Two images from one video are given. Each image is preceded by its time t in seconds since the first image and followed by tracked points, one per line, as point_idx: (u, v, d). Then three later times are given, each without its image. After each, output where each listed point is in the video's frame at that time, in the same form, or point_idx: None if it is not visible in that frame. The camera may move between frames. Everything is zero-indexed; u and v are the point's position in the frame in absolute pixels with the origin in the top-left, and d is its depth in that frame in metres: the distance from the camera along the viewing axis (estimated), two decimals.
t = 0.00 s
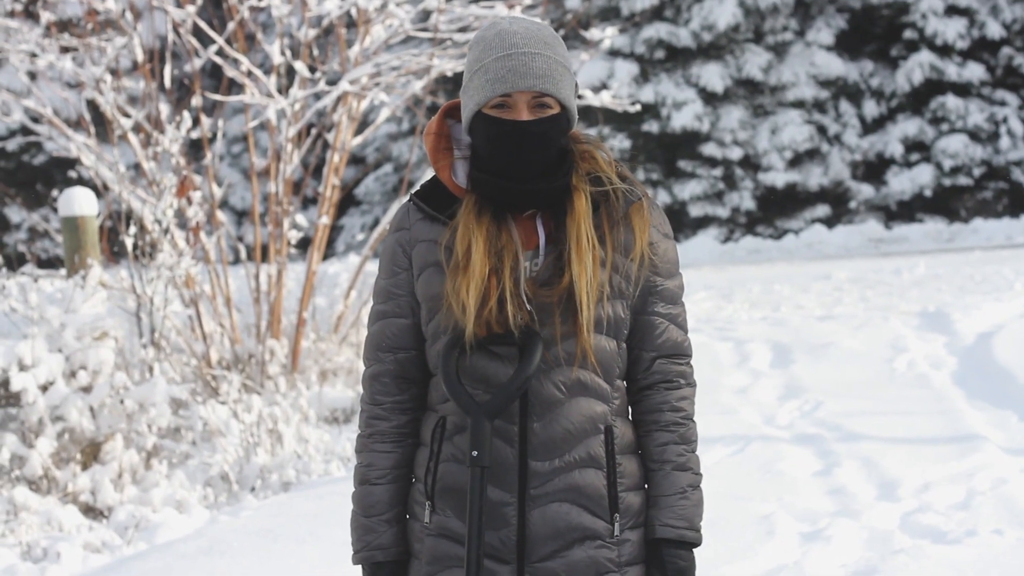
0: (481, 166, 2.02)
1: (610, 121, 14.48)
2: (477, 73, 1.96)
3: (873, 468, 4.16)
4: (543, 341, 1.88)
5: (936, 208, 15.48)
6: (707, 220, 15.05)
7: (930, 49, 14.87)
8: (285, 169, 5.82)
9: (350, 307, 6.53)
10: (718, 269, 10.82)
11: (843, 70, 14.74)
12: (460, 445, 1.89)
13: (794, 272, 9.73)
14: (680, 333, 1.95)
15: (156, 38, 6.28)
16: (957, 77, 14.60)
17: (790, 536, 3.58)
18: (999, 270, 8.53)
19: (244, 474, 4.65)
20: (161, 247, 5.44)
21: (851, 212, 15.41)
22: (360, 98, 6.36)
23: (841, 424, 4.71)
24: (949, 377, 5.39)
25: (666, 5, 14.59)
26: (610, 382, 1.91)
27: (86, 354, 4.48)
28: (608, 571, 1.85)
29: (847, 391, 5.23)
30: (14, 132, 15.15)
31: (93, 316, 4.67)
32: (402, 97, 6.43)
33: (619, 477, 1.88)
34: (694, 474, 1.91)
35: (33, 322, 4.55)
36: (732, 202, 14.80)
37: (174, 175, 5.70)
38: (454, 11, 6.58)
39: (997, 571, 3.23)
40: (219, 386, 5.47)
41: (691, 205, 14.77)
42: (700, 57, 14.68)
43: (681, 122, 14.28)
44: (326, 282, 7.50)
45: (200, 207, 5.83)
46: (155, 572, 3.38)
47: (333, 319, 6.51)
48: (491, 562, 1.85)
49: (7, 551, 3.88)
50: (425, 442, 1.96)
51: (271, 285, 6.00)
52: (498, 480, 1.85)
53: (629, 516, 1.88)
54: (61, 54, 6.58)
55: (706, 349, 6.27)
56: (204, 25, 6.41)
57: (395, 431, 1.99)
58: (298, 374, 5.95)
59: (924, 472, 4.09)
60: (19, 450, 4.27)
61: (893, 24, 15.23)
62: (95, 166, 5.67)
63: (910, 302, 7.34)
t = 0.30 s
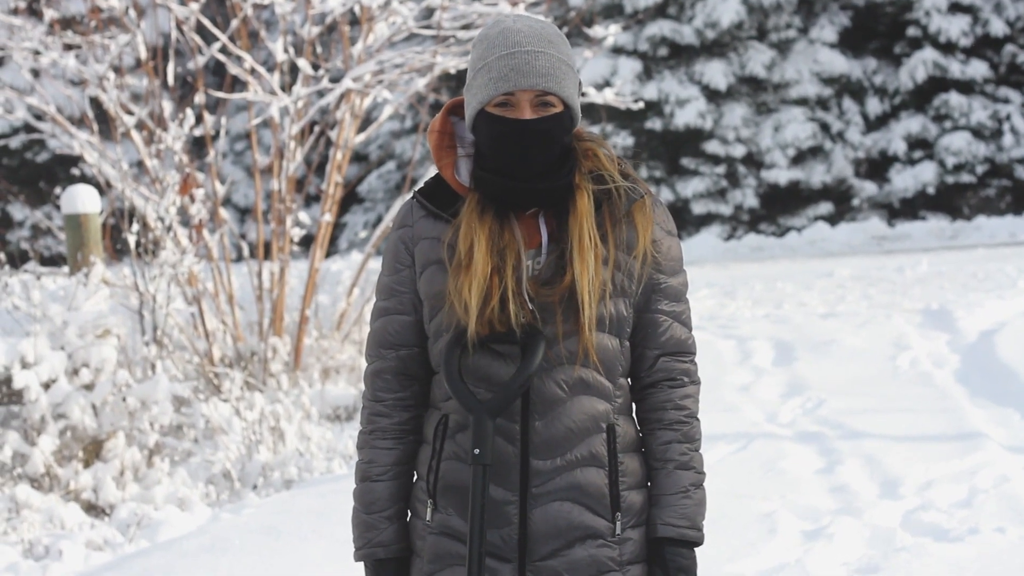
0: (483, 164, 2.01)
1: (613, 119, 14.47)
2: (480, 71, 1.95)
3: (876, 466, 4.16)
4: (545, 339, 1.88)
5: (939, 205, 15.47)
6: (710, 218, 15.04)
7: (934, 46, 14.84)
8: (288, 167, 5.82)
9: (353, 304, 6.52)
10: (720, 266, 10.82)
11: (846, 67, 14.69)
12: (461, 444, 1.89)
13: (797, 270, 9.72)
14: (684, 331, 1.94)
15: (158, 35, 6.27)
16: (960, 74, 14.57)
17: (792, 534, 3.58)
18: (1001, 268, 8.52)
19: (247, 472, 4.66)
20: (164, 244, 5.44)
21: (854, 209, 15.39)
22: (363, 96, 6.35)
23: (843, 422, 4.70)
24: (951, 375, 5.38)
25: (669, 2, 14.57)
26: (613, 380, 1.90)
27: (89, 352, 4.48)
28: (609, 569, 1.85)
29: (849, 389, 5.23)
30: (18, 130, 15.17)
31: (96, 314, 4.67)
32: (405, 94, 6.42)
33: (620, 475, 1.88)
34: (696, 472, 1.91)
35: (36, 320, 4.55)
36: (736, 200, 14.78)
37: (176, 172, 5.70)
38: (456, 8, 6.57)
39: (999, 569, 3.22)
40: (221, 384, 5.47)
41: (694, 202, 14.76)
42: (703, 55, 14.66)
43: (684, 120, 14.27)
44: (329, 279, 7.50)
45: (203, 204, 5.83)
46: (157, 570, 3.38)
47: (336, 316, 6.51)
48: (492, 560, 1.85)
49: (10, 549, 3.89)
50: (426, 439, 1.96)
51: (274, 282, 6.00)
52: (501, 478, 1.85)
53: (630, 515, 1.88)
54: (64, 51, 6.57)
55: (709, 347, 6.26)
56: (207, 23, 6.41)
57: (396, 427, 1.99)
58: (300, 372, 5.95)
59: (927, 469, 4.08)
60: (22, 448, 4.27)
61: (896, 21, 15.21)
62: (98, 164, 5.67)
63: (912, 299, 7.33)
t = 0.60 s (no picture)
0: (482, 170, 2.02)
1: (611, 124, 14.50)
2: (478, 77, 1.96)
3: (873, 472, 4.16)
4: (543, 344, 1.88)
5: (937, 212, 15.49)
6: (708, 224, 15.06)
7: (932, 53, 14.88)
8: (286, 172, 5.82)
9: (350, 309, 6.53)
10: (718, 272, 10.83)
11: (844, 74, 14.73)
12: (459, 449, 1.89)
13: (795, 276, 9.73)
14: (682, 336, 1.95)
15: (157, 40, 6.27)
16: (958, 81, 14.61)
17: (790, 540, 3.58)
18: (999, 275, 8.53)
19: (244, 476, 4.65)
20: (162, 249, 5.44)
21: (852, 216, 15.41)
22: (361, 101, 6.35)
23: (841, 428, 4.70)
24: (949, 382, 5.39)
25: (668, 9, 14.60)
26: (611, 385, 1.90)
27: (86, 356, 4.49)
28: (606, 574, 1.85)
29: (847, 394, 5.23)
30: (16, 134, 15.17)
31: (94, 317, 4.67)
32: (403, 99, 6.43)
33: (618, 480, 1.88)
34: (693, 477, 1.90)
35: (34, 324, 4.56)
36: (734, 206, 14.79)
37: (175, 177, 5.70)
38: (455, 14, 6.58)
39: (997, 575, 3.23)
40: (219, 388, 5.47)
41: (692, 208, 14.78)
42: (702, 61, 14.69)
43: (682, 126, 14.30)
44: (326, 284, 7.51)
45: (201, 209, 5.83)
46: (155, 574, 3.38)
47: (333, 321, 6.51)
48: (490, 565, 1.85)
49: (7, 552, 3.89)
50: (425, 444, 1.96)
51: (272, 287, 6.00)
52: (498, 483, 1.86)
53: (628, 520, 1.88)
54: (63, 55, 6.58)
55: (707, 353, 6.26)
56: (206, 28, 6.42)
57: (396, 432, 1.99)
58: (298, 377, 5.95)
59: (925, 475, 4.09)
60: (19, 452, 4.27)
61: (894, 28, 15.25)
62: (96, 168, 5.67)
63: (910, 306, 7.34)
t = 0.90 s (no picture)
0: (475, 171, 2.04)
1: (604, 125, 14.52)
2: (471, 79, 1.98)
3: (866, 472, 4.18)
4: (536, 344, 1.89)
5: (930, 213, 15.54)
6: (701, 224, 15.09)
7: (925, 53, 14.93)
8: (279, 173, 5.83)
9: (344, 310, 6.53)
10: (711, 273, 10.85)
11: (837, 75, 14.77)
12: (452, 449, 1.90)
13: (789, 277, 9.75)
14: (677, 335, 1.96)
15: (150, 41, 6.27)
16: (951, 82, 14.66)
17: (782, 541, 3.60)
18: (992, 275, 8.56)
19: (237, 477, 4.66)
20: (155, 250, 5.45)
21: (844, 217, 15.45)
22: (355, 102, 6.36)
23: (833, 429, 4.73)
24: (941, 382, 5.41)
25: (661, 9, 14.62)
26: (604, 386, 1.92)
27: (79, 357, 4.49)
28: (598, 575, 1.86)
29: (840, 395, 5.25)
30: (9, 135, 15.14)
31: (87, 319, 4.67)
32: (397, 100, 6.43)
33: (611, 481, 1.89)
34: (688, 477, 1.91)
35: (27, 325, 4.55)
36: (727, 206, 14.81)
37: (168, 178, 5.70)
38: (448, 15, 6.59)
39: None
40: (212, 389, 5.47)
41: (685, 209, 14.80)
42: (695, 62, 14.72)
43: (675, 127, 14.33)
44: (319, 285, 7.51)
45: (194, 210, 5.84)
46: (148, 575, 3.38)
47: (326, 323, 6.52)
48: (484, 565, 1.86)
49: None
50: (418, 443, 1.97)
51: (265, 288, 6.00)
52: (491, 483, 1.87)
53: (620, 521, 1.89)
54: (56, 57, 6.57)
55: (700, 354, 6.27)
56: (199, 29, 6.41)
57: (388, 431, 2.00)
58: (291, 378, 5.95)
59: (918, 476, 4.11)
60: (12, 453, 4.27)
61: (887, 29, 15.30)
62: (89, 169, 5.67)
63: (903, 307, 7.36)
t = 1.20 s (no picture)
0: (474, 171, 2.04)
1: (600, 125, 14.54)
2: (470, 80, 1.98)
3: (861, 473, 4.19)
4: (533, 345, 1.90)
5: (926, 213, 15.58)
6: (697, 224, 15.11)
7: (921, 54, 14.96)
8: (275, 172, 5.82)
9: (340, 310, 6.53)
10: (706, 273, 10.87)
11: (833, 75, 14.79)
12: (449, 449, 1.90)
13: (784, 277, 9.76)
14: (676, 336, 1.96)
15: (146, 40, 6.26)
16: (947, 82, 14.68)
17: (779, 541, 3.60)
18: (988, 276, 8.58)
19: (233, 476, 4.66)
20: (151, 249, 5.44)
21: (840, 217, 15.48)
22: (351, 100, 6.35)
23: (829, 429, 4.74)
24: (937, 382, 5.43)
25: (657, 9, 14.63)
26: (602, 387, 1.92)
27: (75, 356, 4.48)
28: None
29: (836, 395, 5.26)
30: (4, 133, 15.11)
31: (83, 317, 4.67)
32: (393, 99, 6.42)
33: (608, 482, 1.90)
34: (686, 479, 1.92)
35: (23, 324, 4.55)
36: (723, 206, 14.87)
37: (164, 177, 5.70)
38: (445, 14, 6.59)
39: None
40: (208, 388, 5.46)
41: (681, 209, 14.82)
42: (691, 62, 14.72)
43: (671, 127, 14.33)
44: (315, 284, 7.51)
45: (190, 209, 5.83)
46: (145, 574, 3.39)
47: (322, 322, 6.52)
48: (481, 565, 1.87)
49: None
50: (416, 442, 1.98)
51: (260, 287, 6.00)
52: (488, 483, 1.87)
53: (617, 521, 1.90)
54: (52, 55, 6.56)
55: (696, 354, 6.28)
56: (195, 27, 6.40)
57: (387, 429, 2.00)
58: (287, 377, 5.95)
59: (915, 476, 4.12)
60: (7, 452, 4.26)
61: (884, 29, 15.33)
62: (85, 167, 5.66)
63: (898, 307, 7.38)
